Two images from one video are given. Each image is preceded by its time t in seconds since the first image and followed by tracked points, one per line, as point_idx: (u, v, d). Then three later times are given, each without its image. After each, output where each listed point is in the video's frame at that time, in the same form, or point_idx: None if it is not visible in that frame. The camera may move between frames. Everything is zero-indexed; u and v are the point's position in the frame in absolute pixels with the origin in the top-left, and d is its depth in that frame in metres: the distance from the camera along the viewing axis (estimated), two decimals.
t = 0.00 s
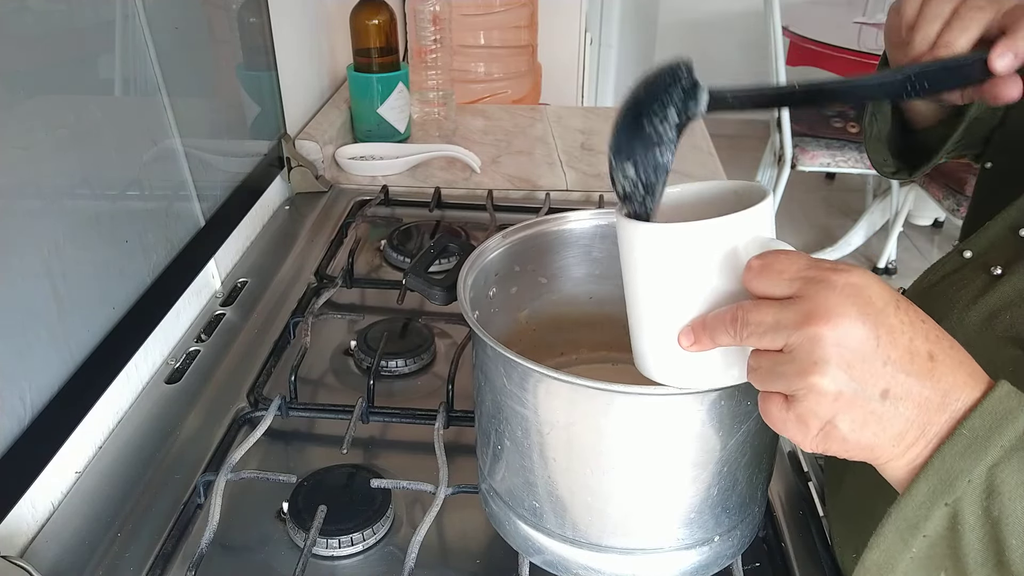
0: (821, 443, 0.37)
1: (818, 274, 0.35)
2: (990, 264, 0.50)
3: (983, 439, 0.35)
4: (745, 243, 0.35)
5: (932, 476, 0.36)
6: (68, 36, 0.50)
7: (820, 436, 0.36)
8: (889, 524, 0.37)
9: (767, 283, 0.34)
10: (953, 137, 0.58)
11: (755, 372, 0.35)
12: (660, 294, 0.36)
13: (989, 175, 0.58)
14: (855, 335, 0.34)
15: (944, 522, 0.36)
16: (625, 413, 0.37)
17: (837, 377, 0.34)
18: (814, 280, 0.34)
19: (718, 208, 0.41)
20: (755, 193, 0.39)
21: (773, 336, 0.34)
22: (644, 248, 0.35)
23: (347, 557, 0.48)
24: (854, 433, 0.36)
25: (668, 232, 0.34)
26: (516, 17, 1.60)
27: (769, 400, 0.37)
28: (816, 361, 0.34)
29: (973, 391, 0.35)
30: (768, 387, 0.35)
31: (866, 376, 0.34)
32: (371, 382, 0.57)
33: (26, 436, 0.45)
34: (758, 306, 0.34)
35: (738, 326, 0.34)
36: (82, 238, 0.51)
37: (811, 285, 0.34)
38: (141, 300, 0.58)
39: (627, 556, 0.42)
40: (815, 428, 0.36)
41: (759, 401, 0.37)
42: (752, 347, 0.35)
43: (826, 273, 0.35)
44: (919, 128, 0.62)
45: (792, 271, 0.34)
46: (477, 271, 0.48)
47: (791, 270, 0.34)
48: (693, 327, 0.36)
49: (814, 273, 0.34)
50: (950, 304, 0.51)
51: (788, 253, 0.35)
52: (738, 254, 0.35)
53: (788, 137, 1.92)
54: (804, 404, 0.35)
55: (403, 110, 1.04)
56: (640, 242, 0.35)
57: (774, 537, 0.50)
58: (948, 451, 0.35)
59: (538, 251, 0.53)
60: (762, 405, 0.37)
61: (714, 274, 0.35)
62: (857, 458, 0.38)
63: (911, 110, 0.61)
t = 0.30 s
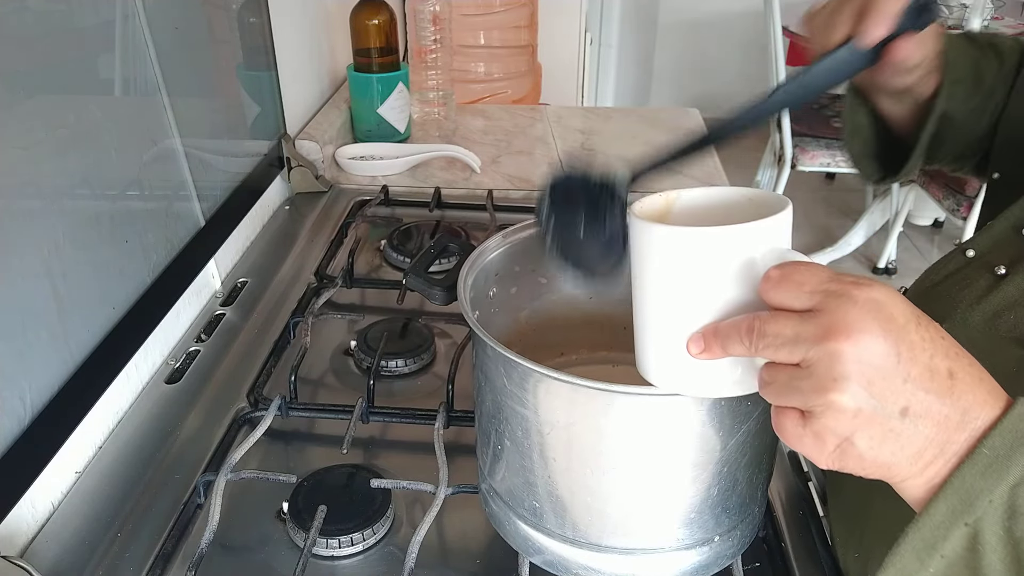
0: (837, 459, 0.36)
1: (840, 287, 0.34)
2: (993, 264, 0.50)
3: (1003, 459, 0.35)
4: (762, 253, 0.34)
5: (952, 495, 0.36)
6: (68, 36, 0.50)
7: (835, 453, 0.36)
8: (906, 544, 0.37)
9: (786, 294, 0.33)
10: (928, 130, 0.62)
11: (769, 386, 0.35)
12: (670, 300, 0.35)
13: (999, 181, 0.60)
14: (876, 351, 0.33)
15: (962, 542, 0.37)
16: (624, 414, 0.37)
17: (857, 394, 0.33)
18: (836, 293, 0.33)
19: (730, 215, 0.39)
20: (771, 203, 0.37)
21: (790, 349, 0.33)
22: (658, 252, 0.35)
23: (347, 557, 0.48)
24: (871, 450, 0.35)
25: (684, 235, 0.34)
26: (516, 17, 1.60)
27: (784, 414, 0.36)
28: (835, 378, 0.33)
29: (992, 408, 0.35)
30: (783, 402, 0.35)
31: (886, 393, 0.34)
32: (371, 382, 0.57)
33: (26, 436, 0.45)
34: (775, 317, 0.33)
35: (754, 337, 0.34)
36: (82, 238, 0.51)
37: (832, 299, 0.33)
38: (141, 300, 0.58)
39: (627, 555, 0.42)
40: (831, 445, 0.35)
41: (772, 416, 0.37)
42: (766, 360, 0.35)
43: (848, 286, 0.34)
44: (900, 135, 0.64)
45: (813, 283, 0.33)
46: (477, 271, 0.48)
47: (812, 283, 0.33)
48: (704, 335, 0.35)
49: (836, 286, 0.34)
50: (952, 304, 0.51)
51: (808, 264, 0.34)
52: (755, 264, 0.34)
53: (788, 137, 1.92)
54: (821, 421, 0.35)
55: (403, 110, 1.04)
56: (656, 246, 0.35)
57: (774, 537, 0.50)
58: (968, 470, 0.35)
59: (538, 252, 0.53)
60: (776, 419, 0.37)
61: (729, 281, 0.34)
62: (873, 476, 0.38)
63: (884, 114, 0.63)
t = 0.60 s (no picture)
0: (844, 467, 0.37)
1: (848, 291, 0.34)
2: (987, 266, 0.50)
3: (1011, 466, 0.35)
4: (770, 257, 0.34)
5: (961, 503, 0.36)
6: (68, 36, 0.50)
7: (843, 460, 0.36)
8: (915, 551, 0.38)
9: (793, 299, 0.33)
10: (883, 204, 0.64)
11: (776, 391, 0.35)
12: (676, 302, 0.35)
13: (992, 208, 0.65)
14: (885, 358, 0.33)
15: (972, 549, 0.37)
16: (625, 414, 0.37)
17: (865, 400, 0.34)
18: (844, 298, 0.33)
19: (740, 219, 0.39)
20: (782, 208, 0.37)
21: (798, 355, 0.33)
22: (665, 254, 0.34)
23: (347, 557, 0.48)
24: (880, 458, 0.36)
25: (692, 238, 0.33)
26: (516, 17, 1.60)
27: (792, 419, 0.36)
28: (843, 384, 0.33)
29: (1001, 415, 0.35)
30: (790, 407, 0.35)
31: (894, 400, 0.34)
32: (371, 382, 0.57)
33: (26, 436, 0.45)
34: (783, 323, 0.33)
35: (761, 341, 0.33)
36: (82, 237, 0.51)
37: (840, 304, 0.33)
38: (141, 300, 0.58)
39: (627, 556, 0.42)
40: (839, 451, 0.36)
41: (780, 421, 0.37)
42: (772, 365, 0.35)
43: (856, 292, 0.34)
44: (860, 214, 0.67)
45: (821, 288, 0.33)
46: (477, 270, 0.48)
47: (820, 287, 0.33)
48: (709, 338, 0.34)
49: (844, 291, 0.34)
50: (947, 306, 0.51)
51: (815, 268, 0.34)
52: (763, 268, 0.34)
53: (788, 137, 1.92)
54: (829, 427, 0.35)
55: (403, 110, 1.05)
56: (664, 248, 0.34)
57: (774, 536, 0.50)
58: (977, 478, 0.36)
59: (538, 252, 0.53)
60: (783, 425, 0.37)
61: (734, 284, 0.34)
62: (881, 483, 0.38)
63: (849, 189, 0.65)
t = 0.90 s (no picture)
0: (849, 463, 0.37)
1: (852, 286, 0.34)
2: (979, 267, 0.50)
3: (1015, 461, 0.36)
4: (773, 254, 0.34)
5: (964, 499, 0.37)
6: (68, 35, 0.50)
7: (847, 455, 0.37)
8: (919, 547, 0.39)
9: (797, 293, 0.33)
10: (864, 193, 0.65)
11: (779, 387, 0.35)
12: (679, 299, 0.35)
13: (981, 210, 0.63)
14: (890, 352, 0.34)
15: (975, 546, 0.38)
16: (628, 415, 0.37)
17: (869, 394, 0.34)
18: (847, 293, 0.34)
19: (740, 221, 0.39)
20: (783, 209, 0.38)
21: (802, 349, 0.33)
22: (669, 251, 0.34)
23: (347, 557, 0.48)
24: (883, 452, 0.36)
25: (696, 234, 0.33)
26: (516, 17, 1.60)
27: (795, 415, 0.37)
28: (847, 377, 0.34)
29: (1004, 412, 0.36)
30: (794, 403, 0.35)
31: (898, 392, 0.34)
32: (371, 382, 0.57)
33: (26, 436, 0.45)
34: (787, 317, 0.33)
35: (765, 337, 0.33)
36: (82, 237, 0.51)
37: (844, 299, 0.33)
38: (141, 301, 0.58)
39: (627, 556, 0.42)
40: (843, 446, 0.36)
41: (784, 417, 0.37)
42: (776, 361, 0.35)
43: (860, 286, 0.34)
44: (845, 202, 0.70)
45: (824, 283, 0.33)
46: (480, 269, 0.48)
47: (823, 282, 0.33)
48: (713, 335, 0.34)
49: (847, 286, 0.34)
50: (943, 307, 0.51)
51: (818, 263, 0.34)
52: (766, 265, 0.34)
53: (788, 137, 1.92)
54: (832, 422, 0.35)
55: (403, 110, 1.04)
56: (668, 245, 0.34)
57: (774, 537, 0.50)
58: (980, 475, 0.36)
59: (540, 252, 0.53)
60: (787, 421, 0.37)
61: (739, 282, 0.34)
62: (884, 480, 0.38)
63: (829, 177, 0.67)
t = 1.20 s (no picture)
0: (851, 462, 0.37)
1: (854, 286, 0.34)
2: (988, 266, 0.50)
3: (1016, 462, 0.36)
4: (776, 254, 0.34)
5: (967, 500, 0.37)
6: (68, 35, 0.50)
7: (850, 454, 0.37)
8: (922, 546, 0.39)
9: (800, 293, 0.33)
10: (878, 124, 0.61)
11: (781, 386, 0.35)
12: (681, 301, 0.35)
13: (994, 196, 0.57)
14: (892, 352, 0.34)
15: (977, 545, 0.39)
16: (629, 414, 0.37)
17: (871, 394, 0.34)
18: (850, 293, 0.34)
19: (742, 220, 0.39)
20: (785, 208, 0.38)
21: (804, 349, 0.33)
22: (670, 251, 0.34)
23: (347, 557, 0.48)
24: (885, 452, 0.36)
25: (700, 233, 0.33)
26: (517, 17, 1.60)
27: (798, 414, 0.37)
28: (850, 377, 0.34)
29: (1005, 412, 0.37)
30: (796, 403, 0.35)
31: (901, 392, 0.34)
32: (371, 382, 0.57)
33: (26, 435, 0.45)
34: (789, 317, 0.33)
35: (767, 337, 0.33)
36: (82, 237, 0.51)
37: (847, 299, 0.34)
38: (141, 301, 0.58)
39: (627, 556, 0.42)
40: (846, 446, 0.36)
41: (786, 416, 0.37)
42: (778, 361, 0.35)
43: (863, 287, 0.34)
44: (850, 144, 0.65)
45: (826, 283, 0.33)
46: (482, 268, 0.48)
47: (826, 282, 0.33)
48: (716, 336, 0.34)
49: (851, 285, 0.34)
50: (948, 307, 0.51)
51: (820, 263, 0.34)
52: (768, 265, 0.34)
53: (788, 137, 1.92)
54: (834, 421, 0.35)
55: (403, 110, 1.04)
56: (669, 246, 0.34)
57: (774, 536, 0.50)
58: (983, 476, 0.37)
59: (542, 251, 0.53)
60: (790, 420, 0.37)
61: (742, 282, 0.34)
62: (886, 479, 0.39)
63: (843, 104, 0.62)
